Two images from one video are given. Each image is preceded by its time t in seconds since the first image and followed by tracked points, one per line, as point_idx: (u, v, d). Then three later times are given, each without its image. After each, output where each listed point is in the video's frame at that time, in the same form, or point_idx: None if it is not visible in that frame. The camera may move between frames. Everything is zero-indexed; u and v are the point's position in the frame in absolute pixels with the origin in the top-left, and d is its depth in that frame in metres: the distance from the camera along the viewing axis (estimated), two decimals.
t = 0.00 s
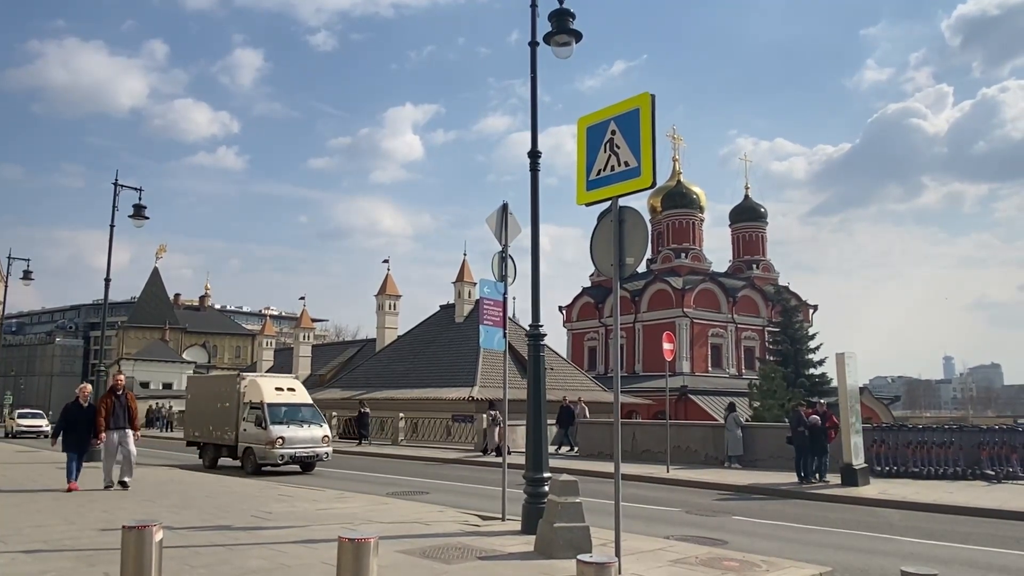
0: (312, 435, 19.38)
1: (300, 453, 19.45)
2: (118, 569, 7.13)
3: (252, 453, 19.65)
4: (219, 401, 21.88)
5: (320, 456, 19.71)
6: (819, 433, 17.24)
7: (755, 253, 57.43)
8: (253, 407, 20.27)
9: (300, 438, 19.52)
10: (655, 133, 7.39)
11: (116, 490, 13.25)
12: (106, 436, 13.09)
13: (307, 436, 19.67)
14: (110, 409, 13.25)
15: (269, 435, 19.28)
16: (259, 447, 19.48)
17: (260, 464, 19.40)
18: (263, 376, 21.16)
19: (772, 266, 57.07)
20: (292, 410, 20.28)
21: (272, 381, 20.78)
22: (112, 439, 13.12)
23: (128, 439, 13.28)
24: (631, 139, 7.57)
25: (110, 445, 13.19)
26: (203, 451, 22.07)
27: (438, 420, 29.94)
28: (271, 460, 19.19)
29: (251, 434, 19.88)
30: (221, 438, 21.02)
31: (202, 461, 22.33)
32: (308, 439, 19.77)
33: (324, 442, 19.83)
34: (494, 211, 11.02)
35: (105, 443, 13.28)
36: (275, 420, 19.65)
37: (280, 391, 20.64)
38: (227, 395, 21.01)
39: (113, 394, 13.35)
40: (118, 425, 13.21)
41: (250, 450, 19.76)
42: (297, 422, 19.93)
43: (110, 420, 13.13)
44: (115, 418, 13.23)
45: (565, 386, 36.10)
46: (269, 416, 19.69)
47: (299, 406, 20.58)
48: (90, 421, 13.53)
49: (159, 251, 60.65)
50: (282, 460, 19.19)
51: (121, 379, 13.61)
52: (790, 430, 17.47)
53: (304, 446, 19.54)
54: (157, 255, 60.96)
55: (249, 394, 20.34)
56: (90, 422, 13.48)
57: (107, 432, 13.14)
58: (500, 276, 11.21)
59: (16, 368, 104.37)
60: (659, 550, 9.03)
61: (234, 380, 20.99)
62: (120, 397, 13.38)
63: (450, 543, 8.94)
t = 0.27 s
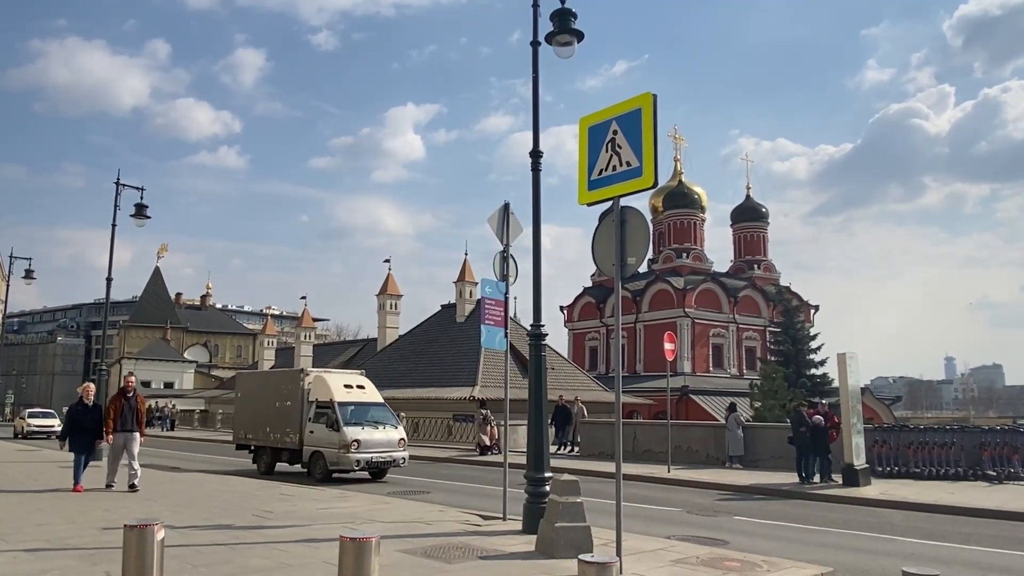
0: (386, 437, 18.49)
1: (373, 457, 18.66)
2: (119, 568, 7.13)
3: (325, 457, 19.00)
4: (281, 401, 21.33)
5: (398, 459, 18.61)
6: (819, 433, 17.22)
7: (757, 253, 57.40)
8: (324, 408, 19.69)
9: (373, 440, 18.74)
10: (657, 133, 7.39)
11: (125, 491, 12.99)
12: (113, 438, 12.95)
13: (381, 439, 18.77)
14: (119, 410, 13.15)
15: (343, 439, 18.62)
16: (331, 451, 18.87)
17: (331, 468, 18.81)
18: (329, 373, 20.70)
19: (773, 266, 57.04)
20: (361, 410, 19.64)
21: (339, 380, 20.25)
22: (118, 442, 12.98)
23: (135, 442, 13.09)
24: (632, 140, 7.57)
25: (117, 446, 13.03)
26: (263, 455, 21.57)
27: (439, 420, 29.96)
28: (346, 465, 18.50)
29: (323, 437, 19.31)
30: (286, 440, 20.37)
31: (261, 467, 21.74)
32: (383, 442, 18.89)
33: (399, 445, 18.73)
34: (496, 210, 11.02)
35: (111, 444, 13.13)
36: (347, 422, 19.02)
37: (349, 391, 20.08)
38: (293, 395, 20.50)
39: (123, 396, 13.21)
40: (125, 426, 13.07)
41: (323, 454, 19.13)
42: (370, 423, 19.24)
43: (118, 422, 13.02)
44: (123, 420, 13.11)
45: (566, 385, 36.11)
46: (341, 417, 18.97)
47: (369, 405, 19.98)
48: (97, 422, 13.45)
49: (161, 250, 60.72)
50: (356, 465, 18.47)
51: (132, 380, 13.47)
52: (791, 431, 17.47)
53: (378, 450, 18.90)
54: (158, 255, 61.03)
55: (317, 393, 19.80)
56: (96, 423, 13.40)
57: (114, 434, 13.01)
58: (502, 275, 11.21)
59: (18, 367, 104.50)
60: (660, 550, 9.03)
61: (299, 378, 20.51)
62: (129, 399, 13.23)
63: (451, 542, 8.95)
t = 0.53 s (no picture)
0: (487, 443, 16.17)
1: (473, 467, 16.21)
2: (121, 568, 7.12)
3: (417, 463, 16.44)
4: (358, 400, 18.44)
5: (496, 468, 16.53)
6: (822, 434, 17.20)
7: (759, 253, 57.36)
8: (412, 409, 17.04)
9: (473, 447, 16.31)
10: (660, 133, 7.38)
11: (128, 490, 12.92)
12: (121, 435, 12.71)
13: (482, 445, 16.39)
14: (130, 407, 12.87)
15: (440, 444, 16.04)
16: (425, 457, 16.32)
17: (424, 476, 16.26)
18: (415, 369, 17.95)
19: (775, 266, 57.00)
20: (452, 412, 16.98)
21: (427, 378, 17.51)
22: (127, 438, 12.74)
23: (143, 440, 12.90)
24: (635, 139, 7.56)
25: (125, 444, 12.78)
26: (331, 460, 18.57)
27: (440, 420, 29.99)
28: (443, 474, 15.91)
29: (413, 441, 16.62)
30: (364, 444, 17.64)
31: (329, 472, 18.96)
32: (483, 448, 16.52)
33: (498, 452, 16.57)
34: (498, 210, 11.03)
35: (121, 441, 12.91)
36: (442, 424, 16.45)
37: (438, 390, 17.41)
38: (376, 393, 17.58)
39: (134, 392, 12.97)
40: (134, 424, 12.81)
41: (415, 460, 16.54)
42: (465, 427, 16.77)
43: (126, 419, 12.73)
44: (133, 418, 12.84)
45: (567, 385, 36.10)
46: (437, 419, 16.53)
47: (459, 406, 17.32)
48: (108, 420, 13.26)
49: (163, 249, 60.78)
50: (454, 474, 15.93)
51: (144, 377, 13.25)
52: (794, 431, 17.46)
53: (476, 457, 16.23)
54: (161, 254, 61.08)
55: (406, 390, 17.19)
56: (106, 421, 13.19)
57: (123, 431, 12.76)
58: (504, 275, 11.21)
59: (20, 366, 104.62)
60: (662, 550, 9.02)
61: (382, 372, 17.62)
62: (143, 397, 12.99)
63: (453, 543, 8.94)
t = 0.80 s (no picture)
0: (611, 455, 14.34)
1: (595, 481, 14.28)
2: (124, 566, 7.13)
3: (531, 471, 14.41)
4: (459, 399, 17.23)
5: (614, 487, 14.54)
6: (826, 434, 17.17)
7: (761, 253, 57.31)
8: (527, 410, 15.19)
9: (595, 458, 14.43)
10: (663, 133, 7.38)
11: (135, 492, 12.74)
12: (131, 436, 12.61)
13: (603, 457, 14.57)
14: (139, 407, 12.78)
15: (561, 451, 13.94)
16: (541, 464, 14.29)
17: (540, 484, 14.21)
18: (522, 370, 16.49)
19: (778, 267, 56.95)
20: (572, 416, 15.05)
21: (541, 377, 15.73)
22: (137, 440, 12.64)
23: (152, 441, 12.85)
24: (638, 140, 7.57)
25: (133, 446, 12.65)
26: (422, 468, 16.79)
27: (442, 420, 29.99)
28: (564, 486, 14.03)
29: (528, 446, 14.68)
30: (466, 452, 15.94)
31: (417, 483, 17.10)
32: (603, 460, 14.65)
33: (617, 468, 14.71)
34: (501, 210, 11.04)
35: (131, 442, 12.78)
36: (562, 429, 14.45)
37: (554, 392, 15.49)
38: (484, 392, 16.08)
39: (143, 393, 12.88)
40: (144, 425, 12.73)
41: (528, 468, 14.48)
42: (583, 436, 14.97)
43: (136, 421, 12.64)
44: (142, 418, 12.75)
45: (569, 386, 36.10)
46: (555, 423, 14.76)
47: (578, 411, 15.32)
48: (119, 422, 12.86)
49: (165, 249, 60.82)
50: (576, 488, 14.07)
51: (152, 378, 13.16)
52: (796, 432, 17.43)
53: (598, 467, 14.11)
54: (163, 253, 61.14)
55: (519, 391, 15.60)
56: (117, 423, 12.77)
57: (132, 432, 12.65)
58: (506, 275, 11.21)
59: (23, 365, 104.70)
60: (664, 550, 9.02)
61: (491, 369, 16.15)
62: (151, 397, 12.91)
63: (455, 542, 8.94)
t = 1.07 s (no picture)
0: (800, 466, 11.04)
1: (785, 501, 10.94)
2: (126, 565, 7.12)
3: (699, 492, 11.15)
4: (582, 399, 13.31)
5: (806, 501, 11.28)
6: (829, 436, 17.15)
7: (764, 254, 57.28)
8: (683, 416, 11.76)
9: (782, 472, 11.06)
10: (665, 133, 7.38)
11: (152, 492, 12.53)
12: (144, 435, 12.47)
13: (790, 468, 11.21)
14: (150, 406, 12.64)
15: (741, 468, 10.80)
16: (714, 484, 11.01)
17: (713, 511, 10.95)
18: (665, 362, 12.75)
19: (780, 267, 56.93)
20: (741, 422, 11.64)
21: (693, 373, 12.16)
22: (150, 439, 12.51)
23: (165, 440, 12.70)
24: (641, 140, 7.56)
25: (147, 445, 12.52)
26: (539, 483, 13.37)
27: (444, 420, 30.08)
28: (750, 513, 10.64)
29: (692, 460, 11.34)
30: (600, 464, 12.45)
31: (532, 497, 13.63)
32: (788, 471, 11.26)
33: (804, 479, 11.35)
34: (503, 210, 11.03)
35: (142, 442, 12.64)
36: (737, 440, 11.17)
37: (711, 391, 12.04)
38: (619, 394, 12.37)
39: (153, 393, 12.75)
40: (156, 424, 12.60)
41: (695, 489, 11.25)
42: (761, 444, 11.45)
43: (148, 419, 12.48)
44: (154, 418, 12.62)
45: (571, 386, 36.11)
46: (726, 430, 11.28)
47: (743, 415, 11.94)
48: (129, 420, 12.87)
49: (168, 248, 60.88)
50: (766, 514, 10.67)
51: (159, 376, 13.01)
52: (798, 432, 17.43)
53: (784, 485, 11.10)
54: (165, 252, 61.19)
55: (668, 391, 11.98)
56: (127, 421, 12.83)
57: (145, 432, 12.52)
58: (508, 275, 11.21)
59: (25, 364, 104.81)
60: (666, 551, 9.00)
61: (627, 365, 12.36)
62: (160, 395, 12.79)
63: (456, 542, 8.94)
